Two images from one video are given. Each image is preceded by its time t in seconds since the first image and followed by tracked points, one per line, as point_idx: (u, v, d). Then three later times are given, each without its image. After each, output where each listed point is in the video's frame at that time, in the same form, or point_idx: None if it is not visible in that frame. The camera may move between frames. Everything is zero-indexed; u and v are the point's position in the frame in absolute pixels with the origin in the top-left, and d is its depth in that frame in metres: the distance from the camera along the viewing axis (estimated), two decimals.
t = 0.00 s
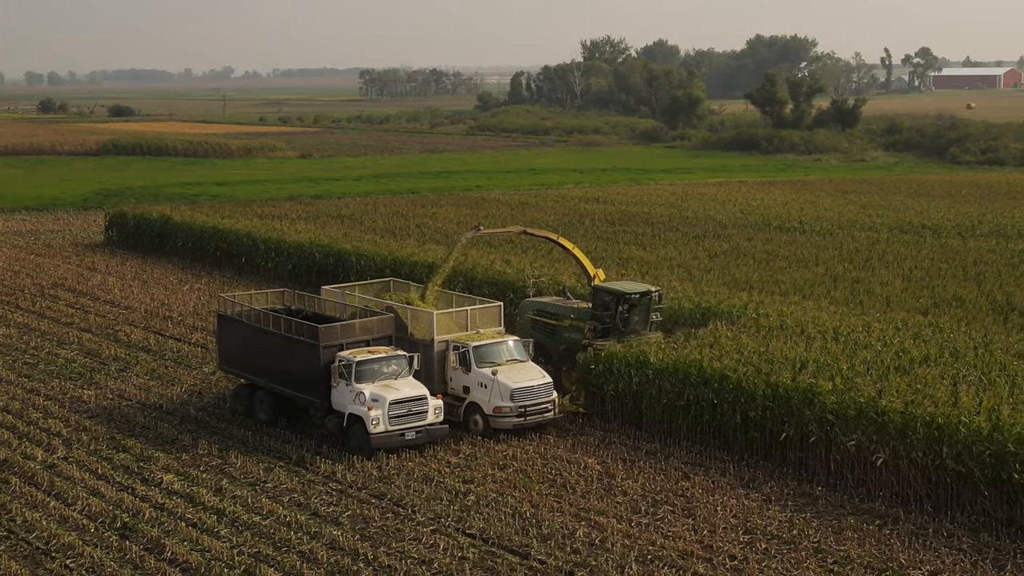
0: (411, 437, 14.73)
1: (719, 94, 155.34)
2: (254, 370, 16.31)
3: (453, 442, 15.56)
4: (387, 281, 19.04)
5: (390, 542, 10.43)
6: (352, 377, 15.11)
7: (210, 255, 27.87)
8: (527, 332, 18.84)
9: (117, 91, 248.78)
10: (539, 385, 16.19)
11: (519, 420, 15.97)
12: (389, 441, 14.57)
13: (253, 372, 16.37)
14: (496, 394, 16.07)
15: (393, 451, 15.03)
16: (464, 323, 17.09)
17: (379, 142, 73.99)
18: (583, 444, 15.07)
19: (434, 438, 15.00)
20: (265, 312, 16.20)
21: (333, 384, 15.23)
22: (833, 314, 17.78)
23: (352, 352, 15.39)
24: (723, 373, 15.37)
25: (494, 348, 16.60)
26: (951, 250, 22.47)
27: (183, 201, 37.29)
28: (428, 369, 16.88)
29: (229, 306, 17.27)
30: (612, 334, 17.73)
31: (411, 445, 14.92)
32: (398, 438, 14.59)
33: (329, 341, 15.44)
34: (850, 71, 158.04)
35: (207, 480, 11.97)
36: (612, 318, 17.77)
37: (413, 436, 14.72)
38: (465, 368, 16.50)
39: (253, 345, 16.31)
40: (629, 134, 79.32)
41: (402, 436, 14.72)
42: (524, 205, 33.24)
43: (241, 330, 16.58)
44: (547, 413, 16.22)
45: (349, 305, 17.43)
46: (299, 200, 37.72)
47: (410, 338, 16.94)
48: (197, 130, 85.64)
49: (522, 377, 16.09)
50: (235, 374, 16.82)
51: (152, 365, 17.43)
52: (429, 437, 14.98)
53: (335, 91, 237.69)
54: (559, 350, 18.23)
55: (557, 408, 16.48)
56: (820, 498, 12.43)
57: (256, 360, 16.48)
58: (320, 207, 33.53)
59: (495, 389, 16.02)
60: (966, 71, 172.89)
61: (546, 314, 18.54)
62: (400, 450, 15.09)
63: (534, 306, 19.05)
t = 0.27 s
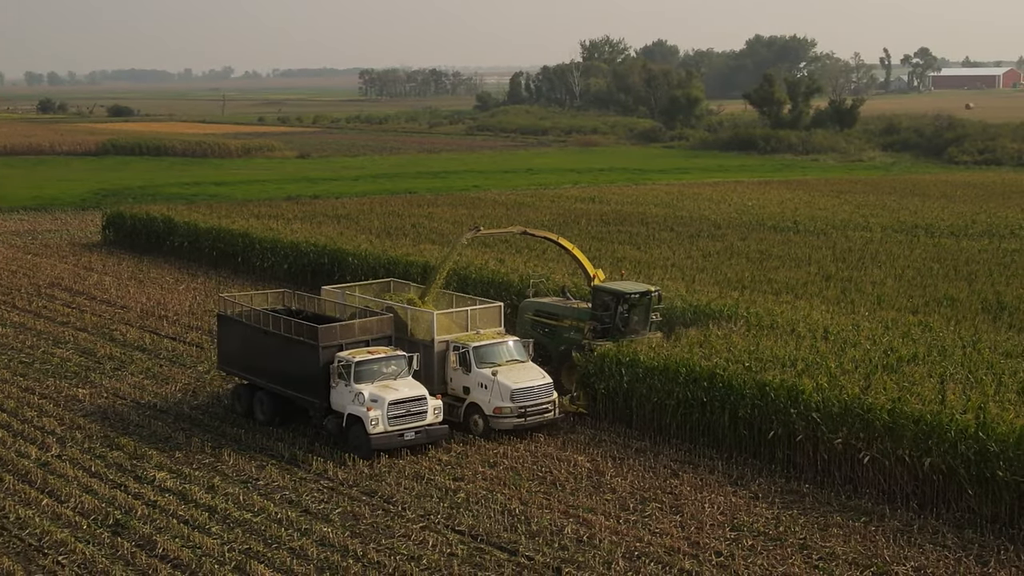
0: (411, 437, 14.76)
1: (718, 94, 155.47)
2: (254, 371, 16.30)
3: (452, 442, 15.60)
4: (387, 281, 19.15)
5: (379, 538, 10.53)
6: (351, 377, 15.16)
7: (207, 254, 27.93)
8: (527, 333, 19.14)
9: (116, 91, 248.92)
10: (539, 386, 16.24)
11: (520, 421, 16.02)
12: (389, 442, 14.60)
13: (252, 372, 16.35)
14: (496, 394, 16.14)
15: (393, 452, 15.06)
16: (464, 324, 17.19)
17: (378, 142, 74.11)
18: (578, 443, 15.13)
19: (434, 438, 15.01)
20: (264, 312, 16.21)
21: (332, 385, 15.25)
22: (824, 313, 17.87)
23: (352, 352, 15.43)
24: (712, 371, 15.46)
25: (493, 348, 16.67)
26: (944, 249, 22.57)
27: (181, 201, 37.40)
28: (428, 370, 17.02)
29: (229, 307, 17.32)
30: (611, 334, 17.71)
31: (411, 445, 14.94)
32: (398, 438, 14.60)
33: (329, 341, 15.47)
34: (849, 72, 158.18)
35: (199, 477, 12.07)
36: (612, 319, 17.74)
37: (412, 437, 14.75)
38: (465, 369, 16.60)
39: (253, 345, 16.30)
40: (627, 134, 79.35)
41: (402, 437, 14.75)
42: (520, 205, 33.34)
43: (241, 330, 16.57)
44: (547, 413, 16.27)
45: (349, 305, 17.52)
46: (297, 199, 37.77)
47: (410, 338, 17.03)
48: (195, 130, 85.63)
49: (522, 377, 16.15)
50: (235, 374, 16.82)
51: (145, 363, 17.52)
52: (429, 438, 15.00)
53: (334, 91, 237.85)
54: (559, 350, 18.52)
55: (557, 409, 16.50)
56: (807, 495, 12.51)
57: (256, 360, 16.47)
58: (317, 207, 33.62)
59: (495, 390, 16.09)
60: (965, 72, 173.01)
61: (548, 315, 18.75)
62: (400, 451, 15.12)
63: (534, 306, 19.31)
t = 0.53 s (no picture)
0: (412, 438, 14.72)
1: (716, 94, 155.57)
2: (254, 370, 16.32)
3: (452, 442, 15.58)
4: (388, 282, 18.98)
5: (370, 534, 10.62)
6: (352, 378, 15.13)
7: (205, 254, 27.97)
8: (527, 333, 18.95)
9: (117, 91, 249.13)
10: (541, 385, 16.20)
11: (522, 420, 15.98)
12: (389, 442, 14.57)
13: (253, 372, 16.38)
14: (498, 395, 16.10)
15: (393, 452, 15.02)
16: (465, 324, 17.13)
17: (376, 142, 74.23)
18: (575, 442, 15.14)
19: (435, 439, 14.97)
20: (266, 312, 16.22)
21: (334, 384, 15.23)
22: (815, 312, 17.94)
23: (352, 352, 15.41)
24: (701, 370, 15.55)
25: (495, 348, 16.61)
26: (936, 248, 22.66)
27: (179, 201, 37.49)
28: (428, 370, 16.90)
29: (231, 306, 17.29)
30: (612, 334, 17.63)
31: (412, 445, 14.90)
32: (399, 438, 14.56)
33: (329, 341, 15.44)
34: (847, 72, 158.33)
35: (191, 474, 12.17)
36: (613, 319, 17.72)
37: (413, 437, 14.71)
38: (466, 369, 16.53)
39: (253, 345, 16.33)
40: (626, 134, 79.41)
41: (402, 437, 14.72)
42: (517, 204, 33.43)
43: (241, 329, 16.60)
44: (549, 413, 16.23)
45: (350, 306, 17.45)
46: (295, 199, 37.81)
47: (411, 338, 16.94)
48: (195, 130, 85.69)
49: (524, 377, 16.11)
50: (235, 374, 16.83)
51: (140, 361, 17.59)
52: (429, 438, 14.96)
53: (334, 91, 238.00)
54: (560, 351, 18.33)
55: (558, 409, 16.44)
56: (794, 492, 12.62)
57: (256, 360, 16.48)
58: (314, 207, 33.72)
59: (496, 390, 16.02)
60: (963, 72, 173.08)
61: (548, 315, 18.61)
62: (401, 451, 15.09)
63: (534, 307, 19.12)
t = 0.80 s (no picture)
0: (412, 438, 14.68)
1: (715, 95, 155.59)
2: (254, 371, 16.32)
3: (452, 441, 15.54)
4: (389, 282, 18.98)
5: (361, 529, 10.71)
6: (352, 377, 15.12)
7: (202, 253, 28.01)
8: (527, 331, 18.74)
9: (117, 91, 249.04)
10: (543, 385, 16.12)
11: (524, 420, 15.89)
12: (389, 442, 14.52)
13: (253, 372, 16.38)
14: (500, 394, 16.03)
15: (394, 452, 14.98)
16: (466, 324, 17.07)
17: (375, 142, 74.36)
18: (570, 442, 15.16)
19: (435, 439, 14.93)
20: (266, 312, 16.22)
21: (334, 385, 15.23)
22: (806, 310, 18.03)
23: (352, 352, 15.42)
24: (691, 367, 15.65)
25: (497, 347, 16.55)
26: (928, 247, 22.76)
27: (176, 200, 37.59)
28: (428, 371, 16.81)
29: (231, 307, 17.30)
30: (613, 334, 17.59)
31: (413, 445, 14.83)
32: (399, 438, 14.52)
33: (329, 341, 15.45)
34: (846, 72, 158.41)
35: (185, 470, 12.26)
36: (613, 319, 17.63)
37: (413, 437, 14.66)
38: (468, 369, 16.46)
39: (253, 345, 16.33)
40: (624, 134, 79.44)
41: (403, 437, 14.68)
42: (512, 204, 33.54)
43: (242, 330, 16.60)
44: (551, 413, 16.15)
45: (351, 306, 17.46)
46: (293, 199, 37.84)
47: (412, 339, 16.89)
48: (193, 130, 85.69)
49: (526, 377, 16.06)
50: (235, 374, 16.82)
51: (136, 360, 17.65)
52: (430, 438, 14.91)
53: (334, 91, 238.11)
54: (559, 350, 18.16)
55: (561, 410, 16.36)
56: (782, 488, 12.71)
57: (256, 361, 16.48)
58: (310, 206, 33.83)
59: (499, 390, 15.95)
60: (962, 71, 173.12)
61: (547, 313, 18.43)
62: (401, 451, 15.04)
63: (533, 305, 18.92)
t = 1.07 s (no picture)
0: (411, 438, 14.71)
1: (714, 95, 155.52)
2: (255, 371, 16.32)
3: (452, 441, 15.56)
4: (389, 282, 19.01)
5: (352, 526, 10.80)
6: (351, 377, 15.14)
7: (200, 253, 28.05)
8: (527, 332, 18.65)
9: (117, 91, 249.00)
10: (546, 385, 16.11)
11: (526, 420, 15.87)
12: (389, 442, 14.55)
13: (253, 372, 16.39)
14: (501, 394, 16.01)
15: (393, 452, 15.00)
16: (468, 324, 17.06)
17: (373, 142, 74.45)
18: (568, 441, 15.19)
19: (435, 439, 14.95)
20: (266, 312, 16.23)
21: (334, 384, 15.23)
22: (797, 308, 18.14)
23: (352, 352, 15.44)
24: (681, 365, 15.76)
25: (498, 348, 16.54)
26: (920, 246, 22.88)
27: (174, 200, 37.69)
28: (429, 372, 16.77)
29: (230, 306, 17.33)
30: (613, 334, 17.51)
31: (413, 445, 14.86)
32: (399, 438, 14.54)
33: (329, 341, 15.46)
34: (845, 72, 158.54)
35: (178, 467, 12.35)
36: (613, 318, 17.59)
37: (413, 437, 14.69)
38: (469, 370, 16.42)
39: (254, 345, 16.34)
40: (623, 134, 79.43)
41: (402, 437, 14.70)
42: (509, 203, 33.61)
43: (242, 330, 16.61)
44: (553, 414, 16.11)
45: (351, 306, 17.49)
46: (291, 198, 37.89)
47: (412, 339, 16.89)
48: (192, 130, 85.65)
49: (528, 378, 16.07)
50: (234, 374, 16.83)
51: (132, 358, 17.73)
52: (430, 438, 14.94)
53: (333, 91, 238.08)
54: (560, 351, 18.08)
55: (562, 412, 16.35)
56: (770, 485, 12.81)
57: (256, 360, 16.48)
58: (308, 205, 33.92)
59: (501, 390, 15.93)
60: (961, 71, 173.20)
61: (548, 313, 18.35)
62: (401, 451, 15.07)
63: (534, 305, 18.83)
